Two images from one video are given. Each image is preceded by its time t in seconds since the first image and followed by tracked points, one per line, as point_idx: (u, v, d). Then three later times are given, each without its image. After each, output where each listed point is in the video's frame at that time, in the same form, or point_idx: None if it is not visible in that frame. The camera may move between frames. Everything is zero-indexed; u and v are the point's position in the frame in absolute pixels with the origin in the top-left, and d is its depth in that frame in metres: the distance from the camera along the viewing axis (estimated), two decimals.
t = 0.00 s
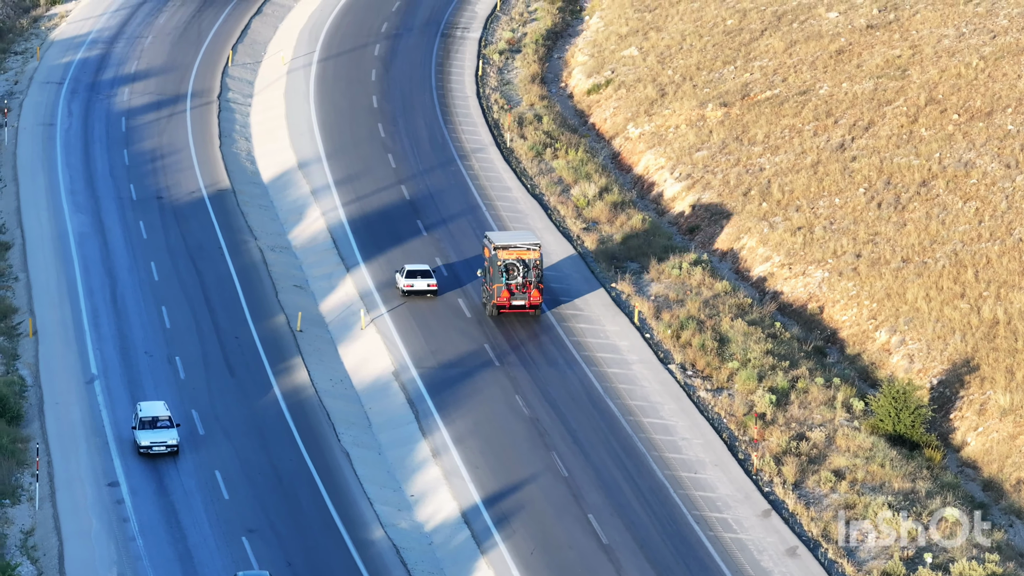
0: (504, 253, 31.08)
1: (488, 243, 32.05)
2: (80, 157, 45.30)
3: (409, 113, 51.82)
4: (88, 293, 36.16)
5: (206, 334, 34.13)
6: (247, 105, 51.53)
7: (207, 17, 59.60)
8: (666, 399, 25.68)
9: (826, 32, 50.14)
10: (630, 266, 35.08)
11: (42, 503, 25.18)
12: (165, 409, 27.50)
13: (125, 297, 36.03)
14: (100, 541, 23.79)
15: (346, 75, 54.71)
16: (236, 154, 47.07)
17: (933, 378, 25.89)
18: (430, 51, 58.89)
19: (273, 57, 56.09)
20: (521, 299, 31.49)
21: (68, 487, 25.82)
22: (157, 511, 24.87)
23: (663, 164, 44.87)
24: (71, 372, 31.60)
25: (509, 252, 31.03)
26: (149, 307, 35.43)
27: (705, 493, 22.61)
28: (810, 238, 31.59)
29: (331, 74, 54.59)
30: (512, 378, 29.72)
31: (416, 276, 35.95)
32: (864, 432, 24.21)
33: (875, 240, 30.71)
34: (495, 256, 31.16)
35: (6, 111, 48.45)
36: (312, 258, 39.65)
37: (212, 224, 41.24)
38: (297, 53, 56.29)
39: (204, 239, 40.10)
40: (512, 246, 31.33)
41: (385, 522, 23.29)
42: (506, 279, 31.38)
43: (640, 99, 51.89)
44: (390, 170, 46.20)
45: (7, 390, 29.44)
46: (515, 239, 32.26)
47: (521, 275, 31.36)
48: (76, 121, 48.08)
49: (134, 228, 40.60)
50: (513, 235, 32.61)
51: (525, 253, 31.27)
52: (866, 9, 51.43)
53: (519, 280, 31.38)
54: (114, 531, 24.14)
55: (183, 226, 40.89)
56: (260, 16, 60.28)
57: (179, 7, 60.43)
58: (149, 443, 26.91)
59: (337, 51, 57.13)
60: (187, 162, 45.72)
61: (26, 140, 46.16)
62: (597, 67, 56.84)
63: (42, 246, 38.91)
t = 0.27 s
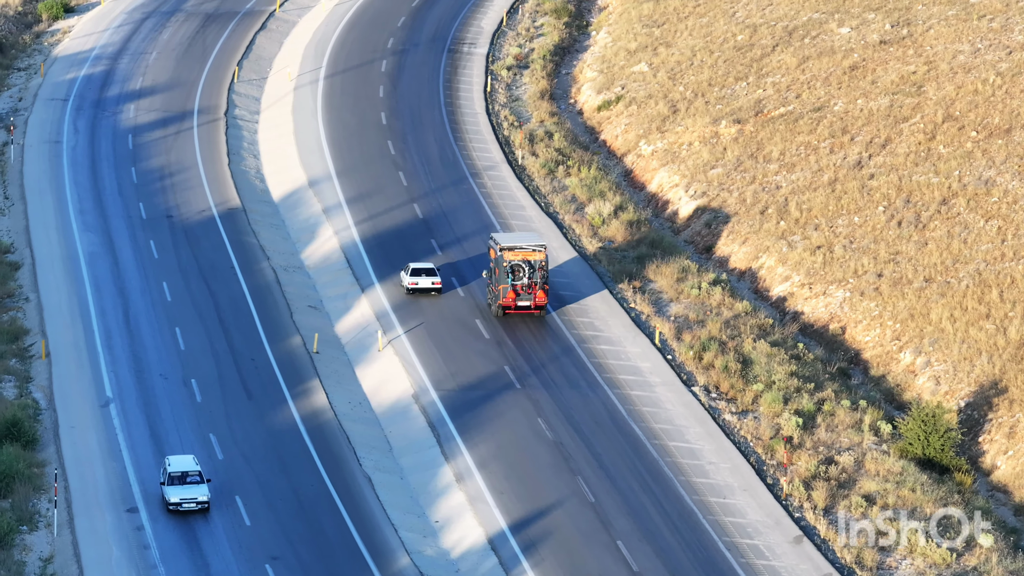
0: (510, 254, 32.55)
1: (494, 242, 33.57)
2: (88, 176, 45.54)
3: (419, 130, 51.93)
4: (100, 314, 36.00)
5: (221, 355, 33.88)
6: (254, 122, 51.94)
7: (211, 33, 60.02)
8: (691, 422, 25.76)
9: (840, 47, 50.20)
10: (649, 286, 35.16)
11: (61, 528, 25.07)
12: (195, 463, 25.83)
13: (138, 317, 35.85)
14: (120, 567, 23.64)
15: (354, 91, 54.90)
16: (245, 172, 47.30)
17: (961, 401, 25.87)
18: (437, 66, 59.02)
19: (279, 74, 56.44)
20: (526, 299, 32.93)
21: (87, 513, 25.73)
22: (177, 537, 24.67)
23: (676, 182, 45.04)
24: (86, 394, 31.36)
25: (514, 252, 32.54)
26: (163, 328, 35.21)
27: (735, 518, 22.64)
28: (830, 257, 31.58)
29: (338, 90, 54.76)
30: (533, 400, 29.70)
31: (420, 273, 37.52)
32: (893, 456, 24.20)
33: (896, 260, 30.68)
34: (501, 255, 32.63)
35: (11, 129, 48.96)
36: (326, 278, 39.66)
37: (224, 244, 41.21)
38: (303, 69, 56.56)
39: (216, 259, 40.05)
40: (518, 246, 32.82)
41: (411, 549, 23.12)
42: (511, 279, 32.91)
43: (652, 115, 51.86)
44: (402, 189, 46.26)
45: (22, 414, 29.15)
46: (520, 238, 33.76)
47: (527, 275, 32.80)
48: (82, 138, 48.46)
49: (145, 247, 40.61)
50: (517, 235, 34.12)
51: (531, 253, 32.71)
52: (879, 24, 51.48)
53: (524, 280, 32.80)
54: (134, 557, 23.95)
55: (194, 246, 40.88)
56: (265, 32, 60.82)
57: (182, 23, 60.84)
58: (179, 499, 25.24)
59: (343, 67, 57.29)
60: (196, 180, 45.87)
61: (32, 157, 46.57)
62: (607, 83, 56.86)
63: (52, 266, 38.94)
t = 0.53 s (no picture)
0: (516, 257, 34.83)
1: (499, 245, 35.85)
2: (97, 195, 45.79)
3: (429, 147, 52.02)
4: (113, 335, 35.88)
5: (238, 378, 33.61)
6: (262, 138, 52.09)
7: (215, 48, 60.54)
8: (718, 446, 25.95)
9: (854, 63, 50.39)
10: (669, 306, 35.21)
11: (81, 556, 25.04)
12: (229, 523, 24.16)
13: (151, 340, 35.65)
14: None
15: (361, 108, 55.06)
16: (255, 191, 47.32)
17: (990, 424, 25.74)
18: (445, 83, 59.10)
19: (285, 90, 56.69)
20: (531, 300, 35.24)
21: (107, 539, 25.70)
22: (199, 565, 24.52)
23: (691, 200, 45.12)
24: (102, 419, 31.16)
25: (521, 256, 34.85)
26: (178, 351, 35.05)
27: (767, 544, 22.79)
28: (851, 277, 31.58)
29: (345, 107, 54.95)
30: (557, 424, 29.63)
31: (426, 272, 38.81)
32: (924, 480, 24.13)
33: (919, 279, 30.62)
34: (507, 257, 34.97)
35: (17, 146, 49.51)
36: (340, 298, 39.46)
37: (236, 264, 41.13)
38: (310, 85, 56.83)
39: (229, 279, 39.91)
40: (523, 249, 35.18)
41: None
42: (517, 280, 35.18)
43: (665, 132, 51.76)
44: (414, 207, 46.28)
45: (38, 438, 29.04)
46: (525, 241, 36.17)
47: (532, 276, 35.14)
48: (90, 156, 48.87)
49: (156, 267, 40.61)
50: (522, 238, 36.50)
51: (536, 255, 35.14)
52: (892, 40, 51.69)
53: (528, 281, 35.20)
54: None
55: (205, 266, 40.82)
56: (270, 48, 61.10)
57: (186, 39, 61.35)
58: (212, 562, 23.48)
59: (350, 83, 57.48)
60: (205, 199, 45.86)
61: (39, 176, 47.01)
62: (618, 99, 56.84)
63: (63, 287, 38.99)
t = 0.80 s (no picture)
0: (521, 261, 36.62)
1: (505, 249, 37.72)
2: (107, 215, 45.94)
3: (441, 166, 52.11)
4: (128, 358, 35.67)
5: (256, 402, 33.39)
6: (271, 158, 52.37)
7: (221, 66, 60.86)
8: (749, 473, 26.10)
9: (868, 81, 50.55)
10: (691, 328, 35.16)
11: None
12: None
13: (167, 363, 35.36)
14: None
15: (370, 126, 55.26)
16: (266, 211, 47.41)
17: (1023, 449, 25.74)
18: (455, 101, 59.23)
19: (293, 108, 57.03)
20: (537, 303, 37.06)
21: (129, 569, 25.62)
22: None
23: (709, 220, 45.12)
24: (119, 444, 30.97)
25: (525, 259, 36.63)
26: (194, 373, 34.80)
27: (802, 573, 22.77)
28: (875, 299, 31.84)
29: (354, 125, 55.14)
30: (583, 451, 29.55)
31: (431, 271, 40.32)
32: (959, 507, 24.15)
33: (943, 301, 30.91)
34: (513, 260, 36.78)
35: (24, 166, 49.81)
36: (358, 321, 39.33)
37: (249, 285, 41.04)
38: (319, 103, 57.12)
39: (244, 301, 39.78)
40: (528, 253, 37.02)
41: None
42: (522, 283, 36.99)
43: (679, 151, 51.78)
44: (429, 228, 46.29)
45: (56, 465, 28.96)
46: (530, 245, 38.03)
47: (537, 278, 36.96)
48: (98, 175, 49.13)
49: (168, 287, 40.53)
50: (527, 242, 38.36)
51: (541, 258, 36.95)
52: (906, 57, 51.83)
53: (534, 284, 37.01)
54: None
55: (219, 287, 40.71)
56: (276, 66, 61.43)
57: (192, 56, 61.69)
58: None
59: (358, 101, 57.69)
60: (217, 220, 45.93)
61: (49, 196, 47.26)
62: (630, 118, 56.85)
63: (75, 309, 38.91)
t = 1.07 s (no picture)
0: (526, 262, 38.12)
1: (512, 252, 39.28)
2: (115, 234, 46.05)
3: (451, 184, 52.20)
4: (143, 382, 35.53)
5: (274, 425, 33.31)
6: (278, 175, 52.61)
7: (225, 82, 61.16)
8: (777, 498, 26.35)
9: (882, 98, 50.73)
10: (710, 349, 35.15)
11: None
12: None
13: (182, 386, 35.30)
14: None
15: (378, 143, 55.48)
16: (277, 230, 47.54)
17: None
18: (462, 118, 59.36)
19: (299, 126, 57.31)
20: (540, 304, 38.62)
21: None
22: None
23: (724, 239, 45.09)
24: (136, 469, 30.84)
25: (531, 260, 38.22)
26: (210, 397, 34.73)
27: None
28: (897, 319, 32.03)
29: (362, 142, 55.35)
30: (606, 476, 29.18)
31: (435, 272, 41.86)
32: (991, 532, 24.20)
33: (967, 321, 30.99)
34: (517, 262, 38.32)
35: (29, 184, 50.01)
36: (373, 342, 39.23)
37: (262, 305, 41.02)
38: (326, 120, 57.40)
39: (257, 322, 39.75)
40: (531, 255, 38.54)
41: None
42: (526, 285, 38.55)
43: (692, 168, 51.63)
44: (442, 248, 46.26)
45: (73, 491, 28.77)
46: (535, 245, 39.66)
47: (541, 280, 38.48)
48: (105, 194, 49.32)
49: (180, 308, 40.51)
50: (531, 244, 40.14)
51: (544, 260, 38.45)
52: (919, 73, 51.97)
53: (537, 285, 38.53)
54: None
55: (232, 308, 40.70)
56: (281, 82, 61.66)
57: (196, 72, 62.05)
58: None
59: (365, 118, 57.93)
60: (227, 239, 46.03)
61: (56, 214, 47.35)
62: (641, 135, 56.78)
63: (86, 330, 38.85)
